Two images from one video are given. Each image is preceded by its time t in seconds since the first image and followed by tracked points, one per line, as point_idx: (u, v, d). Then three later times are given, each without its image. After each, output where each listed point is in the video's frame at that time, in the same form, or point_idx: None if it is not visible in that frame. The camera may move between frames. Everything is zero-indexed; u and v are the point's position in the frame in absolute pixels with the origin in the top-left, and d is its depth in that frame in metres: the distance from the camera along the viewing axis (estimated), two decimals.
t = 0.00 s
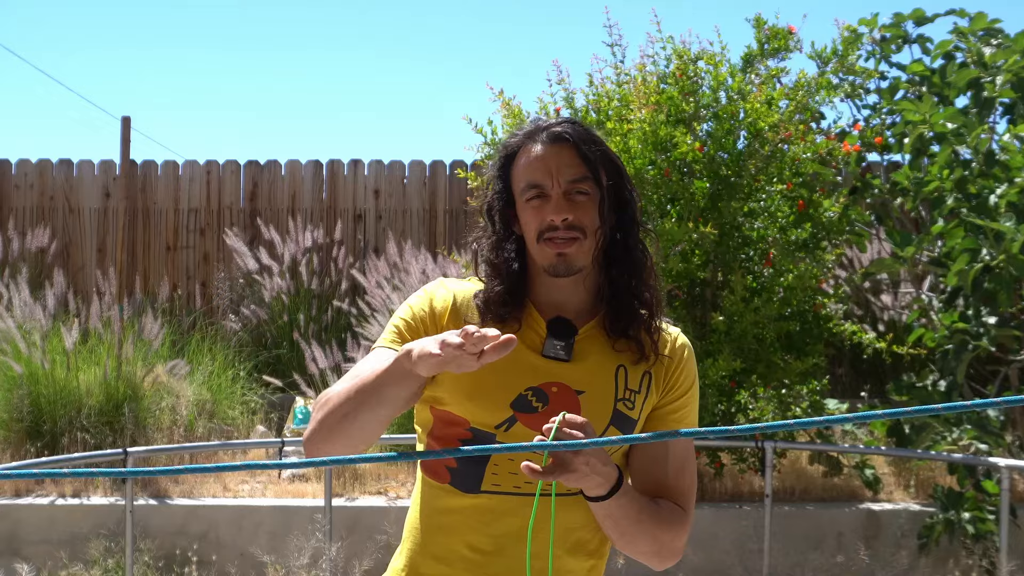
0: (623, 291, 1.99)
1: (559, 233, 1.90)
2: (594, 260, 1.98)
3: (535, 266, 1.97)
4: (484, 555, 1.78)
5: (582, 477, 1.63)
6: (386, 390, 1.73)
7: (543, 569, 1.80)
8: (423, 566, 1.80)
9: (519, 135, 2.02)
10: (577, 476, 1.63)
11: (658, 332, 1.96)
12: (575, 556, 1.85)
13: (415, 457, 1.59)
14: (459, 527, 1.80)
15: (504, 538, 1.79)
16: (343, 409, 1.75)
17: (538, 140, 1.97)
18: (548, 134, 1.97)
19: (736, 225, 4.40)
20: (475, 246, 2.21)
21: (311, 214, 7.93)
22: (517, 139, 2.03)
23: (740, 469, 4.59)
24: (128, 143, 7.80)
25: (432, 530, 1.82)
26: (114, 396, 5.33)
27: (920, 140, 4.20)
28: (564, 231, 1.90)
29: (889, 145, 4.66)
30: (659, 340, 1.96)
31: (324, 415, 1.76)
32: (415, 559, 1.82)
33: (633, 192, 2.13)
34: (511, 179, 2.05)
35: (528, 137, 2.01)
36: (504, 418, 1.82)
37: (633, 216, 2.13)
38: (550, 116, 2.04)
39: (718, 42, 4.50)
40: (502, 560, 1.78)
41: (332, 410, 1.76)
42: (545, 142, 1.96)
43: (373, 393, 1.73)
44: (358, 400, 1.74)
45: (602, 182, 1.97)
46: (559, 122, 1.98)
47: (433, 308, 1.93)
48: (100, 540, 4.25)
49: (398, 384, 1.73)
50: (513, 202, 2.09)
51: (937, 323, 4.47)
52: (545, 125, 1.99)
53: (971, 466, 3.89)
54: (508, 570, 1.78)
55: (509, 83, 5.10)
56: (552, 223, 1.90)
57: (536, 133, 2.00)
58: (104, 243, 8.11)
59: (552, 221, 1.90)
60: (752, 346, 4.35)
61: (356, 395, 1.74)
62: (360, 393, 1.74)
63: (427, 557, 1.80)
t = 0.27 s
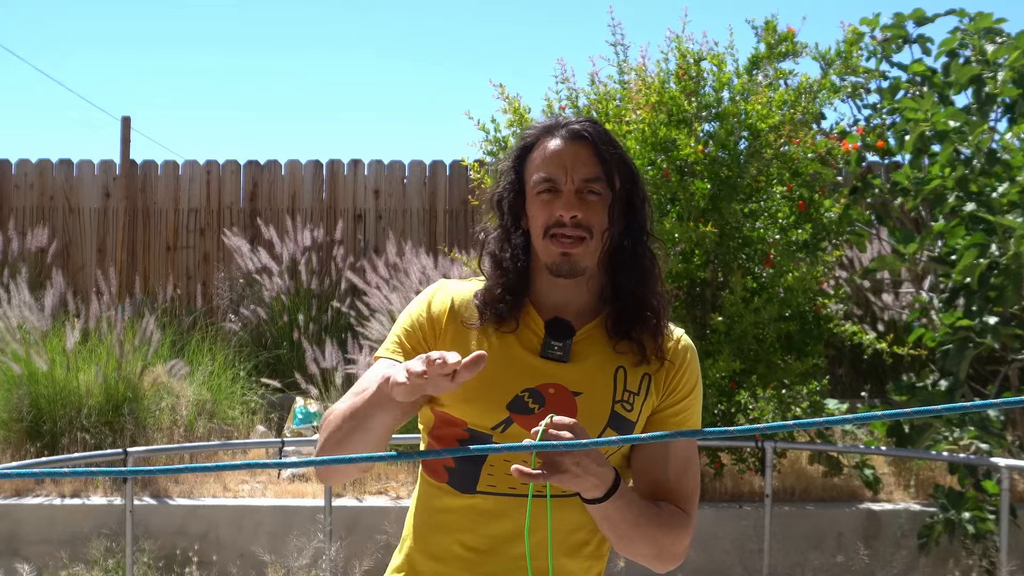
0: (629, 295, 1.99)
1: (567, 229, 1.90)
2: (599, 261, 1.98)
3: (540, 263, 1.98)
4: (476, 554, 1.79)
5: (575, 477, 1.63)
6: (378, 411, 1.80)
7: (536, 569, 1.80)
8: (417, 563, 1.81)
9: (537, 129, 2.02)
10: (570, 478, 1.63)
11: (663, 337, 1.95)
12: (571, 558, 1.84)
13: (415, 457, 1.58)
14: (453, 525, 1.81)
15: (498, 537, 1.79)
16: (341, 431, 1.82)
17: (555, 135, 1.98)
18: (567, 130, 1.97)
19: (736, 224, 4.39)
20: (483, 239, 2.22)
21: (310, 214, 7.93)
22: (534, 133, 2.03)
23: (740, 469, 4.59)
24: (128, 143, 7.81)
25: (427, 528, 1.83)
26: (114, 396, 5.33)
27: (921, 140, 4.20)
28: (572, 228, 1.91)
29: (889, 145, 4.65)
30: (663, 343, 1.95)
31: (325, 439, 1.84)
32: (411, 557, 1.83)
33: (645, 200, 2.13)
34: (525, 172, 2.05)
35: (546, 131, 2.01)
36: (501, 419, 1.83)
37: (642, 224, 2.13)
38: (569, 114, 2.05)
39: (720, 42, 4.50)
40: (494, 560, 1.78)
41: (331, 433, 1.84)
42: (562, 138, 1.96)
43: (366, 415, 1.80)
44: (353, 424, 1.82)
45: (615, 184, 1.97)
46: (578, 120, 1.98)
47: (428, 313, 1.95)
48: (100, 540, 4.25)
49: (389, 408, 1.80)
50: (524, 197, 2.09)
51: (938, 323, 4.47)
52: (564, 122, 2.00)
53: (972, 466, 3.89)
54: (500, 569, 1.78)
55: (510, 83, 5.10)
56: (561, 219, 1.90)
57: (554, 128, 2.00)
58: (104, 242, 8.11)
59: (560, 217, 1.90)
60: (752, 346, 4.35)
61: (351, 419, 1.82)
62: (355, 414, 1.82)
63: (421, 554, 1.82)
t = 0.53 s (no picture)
0: (631, 297, 1.98)
1: (567, 229, 1.90)
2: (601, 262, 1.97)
3: (541, 263, 1.98)
4: (467, 554, 1.80)
5: (563, 484, 1.64)
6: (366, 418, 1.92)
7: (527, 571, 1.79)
8: (415, 560, 1.85)
9: (541, 128, 2.03)
10: (557, 485, 1.64)
11: (665, 340, 1.93)
12: (564, 561, 1.81)
13: (414, 457, 1.59)
14: (448, 524, 1.83)
15: (489, 537, 1.80)
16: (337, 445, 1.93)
17: (559, 135, 1.98)
18: (570, 130, 1.96)
19: (737, 224, 4.39)
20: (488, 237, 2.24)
21: (311, 214, 7.93)
22: (539, 132, 2.03)
23: (740, 469, 4.59)
24: (128, 143, 7.81)
25: (424, 525, 1.86)
26: (114, 396, 5.33)
27: (921, 140, 4.20)
28: (572, 229, 1.90)
29: (890, 146, 4.65)
30: (665, 346, 1.92)
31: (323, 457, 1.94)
32: (408, 553, 1.87)
33: (649, 201, 2.12)
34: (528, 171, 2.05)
35: (550, 130, 2.01)
36: (493, 421, 1.84)
37: (646, 225, 2.12)
38: (574, 114, 2.04)
39: (721, 42, 4.50)
40: (484, 560, 1.79)
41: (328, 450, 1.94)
42: (566, 138, 1.96)
43: (355, 423, 1.92)
44: (345, 435, 1.93)
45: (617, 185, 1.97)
46: (582, 120, 1.98)
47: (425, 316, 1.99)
48: (100, 540, 4.25)
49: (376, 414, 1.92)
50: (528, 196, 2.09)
51: (938, 323, 4.47)
52: (568, 122, 1.99)
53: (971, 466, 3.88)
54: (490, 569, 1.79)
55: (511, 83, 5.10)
56: (561, 220, 1.90)
57: (558, 128, 2.00)
58: (104, 242, 8.11)
59: (561, 218, 1.90)
60: (752, 346, 4.35)
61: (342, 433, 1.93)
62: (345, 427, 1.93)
63: (417, 551, 1.85)
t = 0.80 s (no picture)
0: (623, 292, 1.98)
1: (552, 228, 1.91)
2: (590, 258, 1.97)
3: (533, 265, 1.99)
4: (467, 553, 1.81)
5: (558, 476, 1.63)
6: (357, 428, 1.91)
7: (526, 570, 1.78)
8: (417, 559, 1.86)
9: (521, 130, 2.04)
10: (554, 475, 1.64)
11: (660, 332, 1.92)
12: (564, 561, 1.79)
13: (415, 458, 1.58)
14: (449, 524, 1.84)
15: (488, 537, 1.81)
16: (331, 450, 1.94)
17: (537, 135, 1.98)
18: (547, 128, 1.97)
19: (737, 224, 4.40)
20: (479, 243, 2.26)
21: (311, 214, 7.93)
22: (519, 134, 2.05)
23: (740, 469, 4.59)
24: (128, 143, 7.80)
25: (426, 525, 1.87)
26: (114, 396, 5.33)
27: (921, 140, 4.20)
28: (557, 227, 1.91)
29: (890, 146, 4.65)
30: (660, 340, 1.91)
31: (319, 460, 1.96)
32: (411, 553, 1.88)
33: (635, 192, 2.11)
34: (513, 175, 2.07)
35: (530, 132, 2.02)
36: (490, 422, 1.85)
37: (635, 217, 2.11)
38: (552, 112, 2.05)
39: (722, 41, 4.50)
40: (484, 560, 1.79)
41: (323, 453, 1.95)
42: (544, 137, 1.97)
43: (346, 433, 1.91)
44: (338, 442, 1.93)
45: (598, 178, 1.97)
46: (558, 117, 1.98)
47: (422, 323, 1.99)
48: (101, 540, 4.25)
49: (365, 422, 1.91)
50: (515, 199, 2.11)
51: (938, 323, 4.47)
52: (546, 120, 2.00)
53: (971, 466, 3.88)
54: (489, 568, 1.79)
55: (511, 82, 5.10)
56: (546, 219, 1.91)
57: (536, 128, 2.01)
58: (104, 242, 8.11)
59: (545, 217, 1.91)
60: (752, 345, 4.35)
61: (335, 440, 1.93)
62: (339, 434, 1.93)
63: (419, 551, 1.86)
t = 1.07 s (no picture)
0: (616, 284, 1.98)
1: (543, 225, 1.90)
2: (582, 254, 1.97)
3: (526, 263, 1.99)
4: (473, 552, 1.80)
5: (561, 466, 1.63)
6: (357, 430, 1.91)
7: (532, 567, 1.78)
8: (422, 560, 1.85)
9: (505, 131, 2.04)
10: (557, 466, 1.63)
11: (655, 323, 1.91)
12: (570, 556, 1.79)
13: (415, 458, 1.58)
14: (453, 524, 1.84)
15: (494, 535, 1.80)
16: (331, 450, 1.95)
17: (522, 134, 1.98)
18: (532, 127, 1.97)
19: (737, 224, 4.40)
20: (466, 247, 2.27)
21: (311, 214, 7.93)
22: (503, 135, 2.04)
23: (740, 469, 4.59)
24: (128, 143, 7.80)
25: (430, 526, 1.87)
26: (114, 396, 5.33)
27: (921, 140, 4.19)
28: (548, 223, 1.90)
29: (890, 145, 4.65)
30: (656, 329, 1.91)
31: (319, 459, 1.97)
32: (416, 554, 1.88)
33: (620, 186, 2.11)
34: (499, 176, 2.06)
35: (514, 132, 2.02)
36: (491, 419, 1.85)
37: (622, 210, 2.11)
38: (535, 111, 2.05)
39: (721, 41, 4.50)
40: (490, 558, 1.79)
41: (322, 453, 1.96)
42: (528, 136, 1.96)
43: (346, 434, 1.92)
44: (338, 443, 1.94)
45: (585, 173, 1.97)
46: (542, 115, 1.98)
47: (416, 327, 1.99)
48: (101, 540, 4.25)
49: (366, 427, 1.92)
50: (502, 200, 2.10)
51: (938, 323, 4.46)
52: (530, 119, 2.00)
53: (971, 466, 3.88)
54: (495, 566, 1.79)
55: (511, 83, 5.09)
56: (536, 216, 1.90)
57: (520, 127, 2.01)
58: (104, 242, 8.11)
59: (535, 214, 1.90)
60: (752, 346, 4.35)
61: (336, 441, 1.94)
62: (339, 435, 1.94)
63: (424, 552, 1.86)
